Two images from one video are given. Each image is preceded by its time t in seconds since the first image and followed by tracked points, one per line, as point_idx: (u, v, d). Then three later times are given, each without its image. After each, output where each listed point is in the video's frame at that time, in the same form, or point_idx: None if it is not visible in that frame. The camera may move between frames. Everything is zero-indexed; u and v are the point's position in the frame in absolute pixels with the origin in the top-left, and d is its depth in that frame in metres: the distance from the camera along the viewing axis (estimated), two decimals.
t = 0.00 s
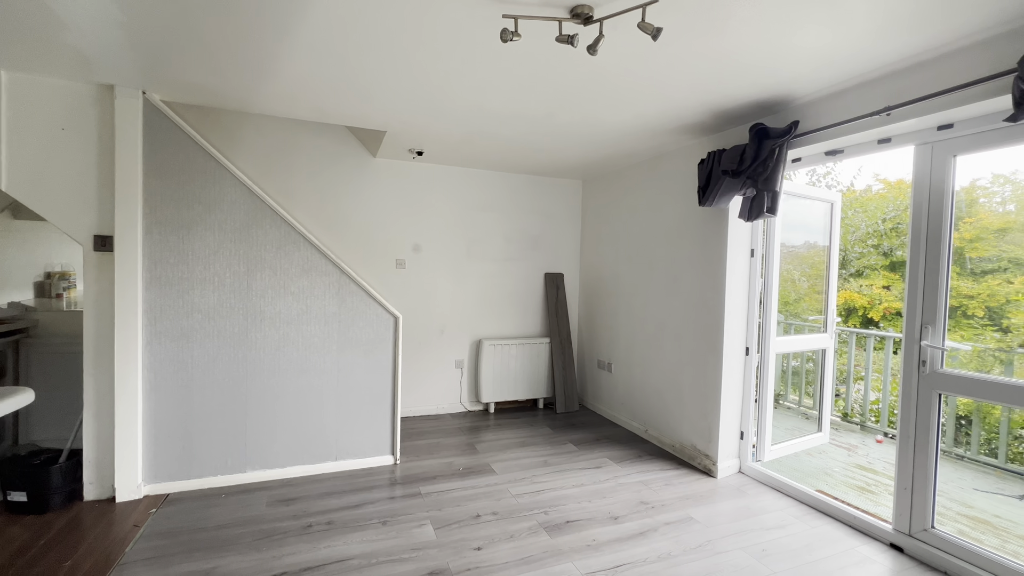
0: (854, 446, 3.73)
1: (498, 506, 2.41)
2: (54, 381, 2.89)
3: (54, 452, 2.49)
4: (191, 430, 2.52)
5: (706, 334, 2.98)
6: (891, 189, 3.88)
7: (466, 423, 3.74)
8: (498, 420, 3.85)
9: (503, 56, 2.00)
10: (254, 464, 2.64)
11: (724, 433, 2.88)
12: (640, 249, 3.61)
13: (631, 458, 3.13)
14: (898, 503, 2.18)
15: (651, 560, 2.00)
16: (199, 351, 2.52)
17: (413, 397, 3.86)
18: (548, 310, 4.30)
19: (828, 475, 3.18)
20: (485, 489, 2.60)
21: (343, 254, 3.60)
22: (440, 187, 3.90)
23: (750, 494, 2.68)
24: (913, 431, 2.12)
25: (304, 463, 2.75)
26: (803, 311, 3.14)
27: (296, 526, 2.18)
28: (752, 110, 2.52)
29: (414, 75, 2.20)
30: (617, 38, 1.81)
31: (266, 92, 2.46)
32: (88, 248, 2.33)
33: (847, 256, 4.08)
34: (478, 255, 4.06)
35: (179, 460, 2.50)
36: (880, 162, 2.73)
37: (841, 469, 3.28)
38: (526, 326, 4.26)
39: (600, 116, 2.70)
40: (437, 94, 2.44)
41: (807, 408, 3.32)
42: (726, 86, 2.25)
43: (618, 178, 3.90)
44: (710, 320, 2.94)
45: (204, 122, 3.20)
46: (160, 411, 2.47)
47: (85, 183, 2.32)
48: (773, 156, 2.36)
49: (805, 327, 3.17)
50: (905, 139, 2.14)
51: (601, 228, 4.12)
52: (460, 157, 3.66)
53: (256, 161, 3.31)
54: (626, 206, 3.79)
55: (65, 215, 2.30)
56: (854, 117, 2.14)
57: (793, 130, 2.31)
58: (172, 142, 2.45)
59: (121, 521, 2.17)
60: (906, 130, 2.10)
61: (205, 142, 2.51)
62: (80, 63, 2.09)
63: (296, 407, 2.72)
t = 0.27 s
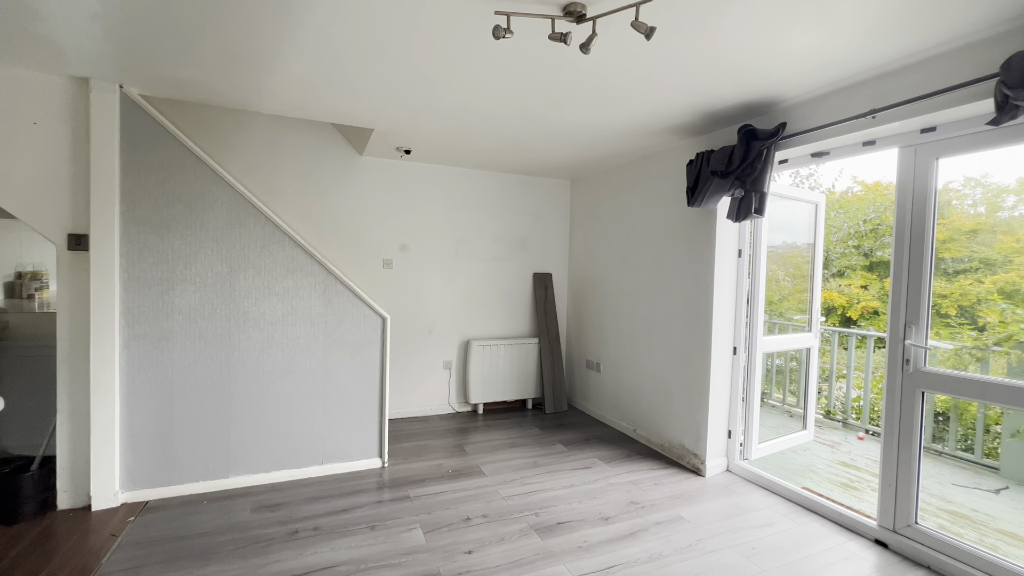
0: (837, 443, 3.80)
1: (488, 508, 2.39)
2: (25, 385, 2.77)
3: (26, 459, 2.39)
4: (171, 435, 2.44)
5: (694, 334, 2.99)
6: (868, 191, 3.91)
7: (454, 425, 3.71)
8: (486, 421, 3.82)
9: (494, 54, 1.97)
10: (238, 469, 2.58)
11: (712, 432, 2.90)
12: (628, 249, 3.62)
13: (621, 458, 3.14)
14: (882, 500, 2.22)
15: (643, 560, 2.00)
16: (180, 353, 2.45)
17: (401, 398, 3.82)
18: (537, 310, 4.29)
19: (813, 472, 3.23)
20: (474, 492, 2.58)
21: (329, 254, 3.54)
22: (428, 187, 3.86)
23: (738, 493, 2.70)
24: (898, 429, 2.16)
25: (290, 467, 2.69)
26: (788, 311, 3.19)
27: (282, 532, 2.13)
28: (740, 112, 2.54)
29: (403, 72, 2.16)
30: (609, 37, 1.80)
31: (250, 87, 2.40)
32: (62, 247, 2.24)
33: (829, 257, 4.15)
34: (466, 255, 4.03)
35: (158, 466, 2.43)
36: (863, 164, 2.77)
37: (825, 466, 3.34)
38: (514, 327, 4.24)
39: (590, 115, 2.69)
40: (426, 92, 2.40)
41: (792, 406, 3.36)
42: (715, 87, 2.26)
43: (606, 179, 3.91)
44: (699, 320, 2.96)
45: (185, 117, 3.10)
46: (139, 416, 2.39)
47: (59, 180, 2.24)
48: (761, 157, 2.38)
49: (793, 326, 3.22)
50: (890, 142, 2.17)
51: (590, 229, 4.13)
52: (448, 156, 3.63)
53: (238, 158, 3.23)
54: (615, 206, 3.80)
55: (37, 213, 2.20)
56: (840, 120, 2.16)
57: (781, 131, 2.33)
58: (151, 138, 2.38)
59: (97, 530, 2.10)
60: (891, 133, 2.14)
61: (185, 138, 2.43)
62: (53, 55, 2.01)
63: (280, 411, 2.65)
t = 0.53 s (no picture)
0: (819, 440, 3.87)
1: (477, 511, 2.37)
2: None
3: None
4: (148, 440, 2.36)
5: (681, 334, 3.01)
6: (845, 194, 4.03)
7: (441, 426, 3.67)
8: (474, 422, 3.79)
9: (483, 51, 1.95)
10: (218, 475, 2.50)
11: (699, 431, 2.92)
12: (615, 249, 3.63)
13: (608, 457, 3.14)
14: (865, 496, 2.26)
15: (633, 560, 2.00)
16: (157, 356, 2.37)
17: (386, 400, 3.76)
18: (524, 310, 4.27)
19: (796, 469, 3.29)
20: (463, 494, 2.55)
21: (312, 253, 3.47)
22: (415, 185, 3.81)
23: (725, 491, 2.72)
24: (880, 426, 2.20)
25: (272, 472, 2.62)
26: (772, 310, 3.23)
27: (266, 539, 2.07)
28: (727, 113, 2.56)
29: (390, 68, 2.12)
30: (600, 35, 1.79)
31: (230, 81, 2.32)
32: (30, 246, 2.15)
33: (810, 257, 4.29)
34: (452, 255, 3.99)
35: (134, 473, 2.34)
36: (845, 166, 2.82)
37: (807, 462, 3.39)
38: (501, 327, 4.22)
39: (579, 115, 2.68)
40: (414, 89, 2.36)
41: (776, 404, 3.41)
42: (703, 88, 2.27)
43: (593, 179, 3.92)
44: (685, 320, 2.97)
45: (161, 112, 3.00)
46: (114, 421, 2.30)
47: (26, 175, 2.14)
48: (747, 159, 2.40)
49: (777, 325, 3.28)
50: (872, 144, 2.21)
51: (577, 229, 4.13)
52: (435, 154, 3.58)
53: (218, 154, 3.13)
54: (602, 206, 3.80)
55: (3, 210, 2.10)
56: (825, 122, 2.20)
57: (767, 133, 2.35)
58: (126, 133, 2.29)
59: (69, 541, 2.01)
60: (873, 136, 2.18)
61: (163, 133, 2.35)
62: (20, 44, 1.91)
63: (263, 414, 2.59)
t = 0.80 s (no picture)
0: (800, 436, 3.96)
1: (466, 514, 2.34)
2: None
3: None
4: (122, 447, 2.27)
5: (668, 334, 3.03)
6: (822, 195, 4.29)
7: (428, 428, 3.63)
8: (460, 424, 3.76)
9: (473, 48, 1.92)
10: (197, 482, 2.42)
11: (686, 430, 2.95)
12: (602, 249, 3.64)
13: (596, 457, 3.14)
14: (848, 492, 2.30)
15: (623, 561, 1.99)
16: (133, 359, 2.28)
17: (371, 402, 3.70)
18: (511, 310, 4.25)
19: (779, 465, 3.34)
20: (451, 497, 2.52)
21: (295, 253, 3.39)
22: (400, 184, 3.76)
23: (711, 489, 2.75)
24: (863, 423, 2.25)
25: (254, 478, 2.55)
26: (756, 310, 3.28)
27: (247, 548, 2.01)
28: (714, 114, 2.58)
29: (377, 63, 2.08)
30: (591, 34, 1.78)
31: (209, 74, 2.25)
32: None
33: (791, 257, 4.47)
34: (438, 254, 3.95)
35: (108, 481, 2.25)
36: (827, 168, 2.88)
37: (790, 459, 3.46)
38: (488, 327, 4.20)
39: (567, 114, 2.68)
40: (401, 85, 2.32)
41: (759, 402, 3.47)
42: (692, 88, 2.28)
43: (580, 179, 3.92)
44: (672, 320, 2.99)
45: (136, 106, 2.90)
46: (86, 427, 2.20)
47: None
48: (734, 160, 2.43)
49: (759, 324, 3.32)
50: (855, 147, 2.26)
51: (564, 229, 4.13)
52: (421, 153, 3.54)
53: (195, 150, 3.03)
54: (589, 206, 3.80)
55: None
56: (809, 124, 2.23)
57: (753, 134, 2.38)
58: (99, 127, 2.20)
59: (38, 554, 1.92)
60: (856, 138, 2.22)
61: (138, 128, 2.26)
62: None
63: (244, 418, 2.51)
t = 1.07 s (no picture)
0: (782, 433, 4.05)
1: (455, 516, 2.31)
2: None
3: None
4: (96, 454, 2.18)
5: (655, 333, 3.05)
6: (800, 198, 4.52)
7: (414, 430, 3.59)
8: (447, 425, 3.72)
9: (463, 45, 1.90)
10: (176, 489, 2.34)
11: (672, 429, 2.97)
12: (589, 249, 3.65)
13: (584, 457, 3.15)
14: (831, 487, 2.35)
15: (614, 561, 1.99)
16: (107, 362, 2.19)
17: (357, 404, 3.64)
18: (498, 310, 4.24)
19: (763, 462, 3.40)
20: (439, 500, 2.49)
21: (278, 252, 3.32)
22: (386, 183, 3.71)
23: (698, 486, 2.78)
24: (846, 420, 2.30)
25: (236, 483, 2.48)
26: (739, 310, 3.32)
27: (230, 556, 1.95)
28: (701, 116, 2.60)
29: (365, 59, 2.04)
30: (583, 33, 1.77)
31: (189, 67, 2.17)
32: None
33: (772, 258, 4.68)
34: (425, 254, 3.91)
35: (81, 490, 2.16)
36: (808, 170, 2.93)
37: (773, 456, 3.52)
38: (475, 327, 4.17)
39: (557, 114, 2.67)
40: (389, 82, 2.28)
41: (742, 401, 3.51)
42: (681, 89, 2.29)
43: (567, 179, 3.93)
44: (659, 319, 3.01)
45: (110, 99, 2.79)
46: (57, 433, 2.11)
47: None
48: (721, 161, 2.46)
49: (743, 324, 3.37)
50: (838, 149, 2.30)
51: (551, 229, 4.13)
52: (407, 151, 3.50)
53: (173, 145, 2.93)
54: (576, 206, 3.81)
55: None
56: (794, 126, 2.27)
57: (740, 136, 2.41)
58: (71, 120, 2.11)
59: (6, 567, 1.83)
60: (839, 141, 2.26)
61: (113, 121, 2.18)
62: None
63: (225, 422, 2.44)
